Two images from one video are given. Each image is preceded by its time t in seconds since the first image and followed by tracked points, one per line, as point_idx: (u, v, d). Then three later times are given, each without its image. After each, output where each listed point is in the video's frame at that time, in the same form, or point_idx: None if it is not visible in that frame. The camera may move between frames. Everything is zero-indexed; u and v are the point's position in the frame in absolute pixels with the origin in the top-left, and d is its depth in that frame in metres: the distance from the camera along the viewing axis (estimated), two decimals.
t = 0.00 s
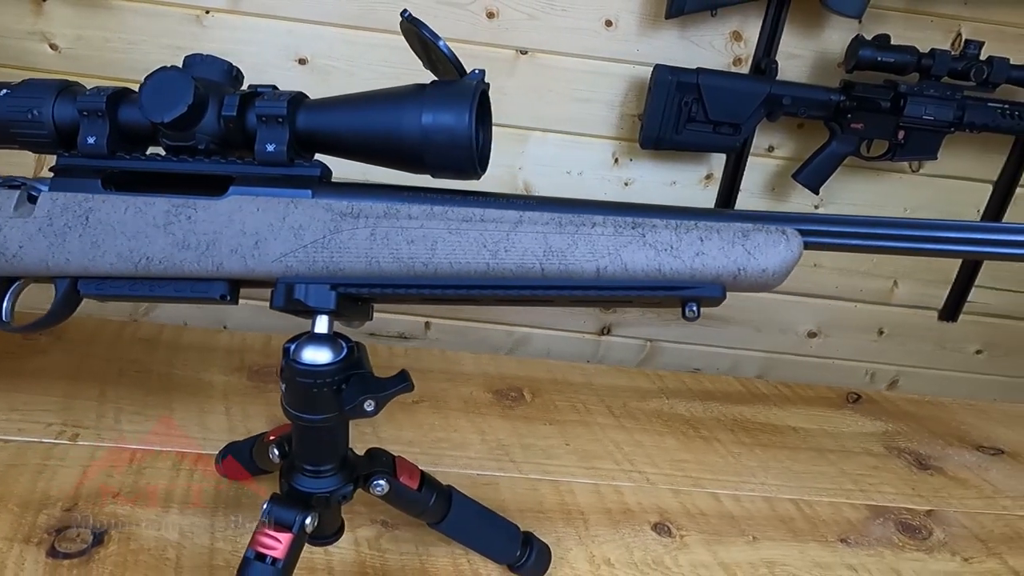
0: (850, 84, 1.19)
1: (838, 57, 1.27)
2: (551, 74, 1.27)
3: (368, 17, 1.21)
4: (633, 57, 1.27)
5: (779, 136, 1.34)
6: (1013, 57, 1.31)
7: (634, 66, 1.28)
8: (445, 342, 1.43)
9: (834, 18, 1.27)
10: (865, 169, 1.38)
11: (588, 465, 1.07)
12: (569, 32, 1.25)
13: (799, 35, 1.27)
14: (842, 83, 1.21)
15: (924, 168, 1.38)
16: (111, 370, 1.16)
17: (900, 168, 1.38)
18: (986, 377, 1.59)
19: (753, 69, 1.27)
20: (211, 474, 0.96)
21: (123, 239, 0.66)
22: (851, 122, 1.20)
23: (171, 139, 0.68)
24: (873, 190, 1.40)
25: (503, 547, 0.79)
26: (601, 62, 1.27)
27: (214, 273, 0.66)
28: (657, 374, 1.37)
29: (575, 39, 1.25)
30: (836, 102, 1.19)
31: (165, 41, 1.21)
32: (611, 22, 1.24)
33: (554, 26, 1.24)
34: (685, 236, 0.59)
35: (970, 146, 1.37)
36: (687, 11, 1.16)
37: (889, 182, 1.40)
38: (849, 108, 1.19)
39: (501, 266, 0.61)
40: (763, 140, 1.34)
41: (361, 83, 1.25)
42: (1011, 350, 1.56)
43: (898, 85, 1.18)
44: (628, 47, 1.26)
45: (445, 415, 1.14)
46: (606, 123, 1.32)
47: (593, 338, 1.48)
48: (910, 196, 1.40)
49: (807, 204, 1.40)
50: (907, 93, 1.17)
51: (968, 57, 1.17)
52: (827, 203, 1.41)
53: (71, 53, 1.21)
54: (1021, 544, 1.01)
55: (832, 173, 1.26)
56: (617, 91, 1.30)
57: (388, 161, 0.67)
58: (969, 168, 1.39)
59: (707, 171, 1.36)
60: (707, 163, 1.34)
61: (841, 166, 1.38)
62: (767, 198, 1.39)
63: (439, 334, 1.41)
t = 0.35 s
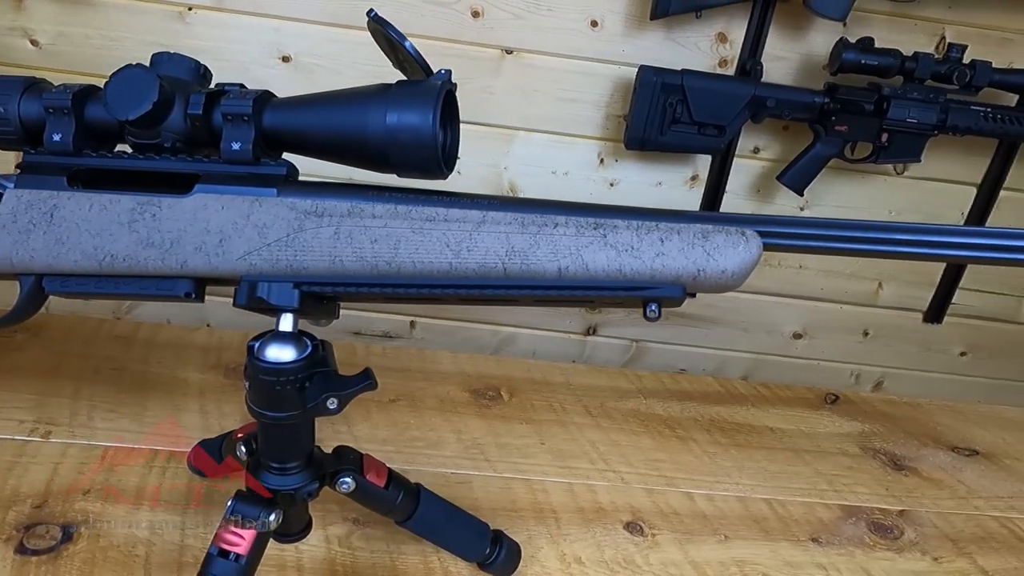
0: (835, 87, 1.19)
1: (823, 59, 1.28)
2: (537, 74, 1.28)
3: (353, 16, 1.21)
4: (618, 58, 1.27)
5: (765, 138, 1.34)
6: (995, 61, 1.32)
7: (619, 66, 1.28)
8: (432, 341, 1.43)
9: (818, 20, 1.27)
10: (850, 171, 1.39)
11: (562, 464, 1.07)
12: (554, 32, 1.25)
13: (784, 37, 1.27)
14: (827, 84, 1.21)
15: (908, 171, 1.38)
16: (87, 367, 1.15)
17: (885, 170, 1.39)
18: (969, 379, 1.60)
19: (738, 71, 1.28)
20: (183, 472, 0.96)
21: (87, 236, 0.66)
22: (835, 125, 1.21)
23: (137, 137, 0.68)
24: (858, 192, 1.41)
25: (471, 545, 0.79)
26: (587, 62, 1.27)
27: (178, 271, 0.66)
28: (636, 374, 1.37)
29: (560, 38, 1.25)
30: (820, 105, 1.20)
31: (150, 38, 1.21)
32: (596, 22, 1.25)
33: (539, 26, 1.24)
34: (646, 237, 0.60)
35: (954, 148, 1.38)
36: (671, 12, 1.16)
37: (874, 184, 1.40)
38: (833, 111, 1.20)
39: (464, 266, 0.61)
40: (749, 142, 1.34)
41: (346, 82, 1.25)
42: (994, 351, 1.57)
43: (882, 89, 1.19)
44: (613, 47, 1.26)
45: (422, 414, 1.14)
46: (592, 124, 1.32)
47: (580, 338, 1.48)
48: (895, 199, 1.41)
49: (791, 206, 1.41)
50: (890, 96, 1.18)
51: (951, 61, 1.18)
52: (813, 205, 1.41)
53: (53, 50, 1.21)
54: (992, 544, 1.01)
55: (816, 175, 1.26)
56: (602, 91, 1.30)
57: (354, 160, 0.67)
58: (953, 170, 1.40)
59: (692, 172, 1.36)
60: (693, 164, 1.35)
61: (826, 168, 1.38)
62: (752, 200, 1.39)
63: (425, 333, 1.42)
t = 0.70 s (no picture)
0: (816, 88, 1.20)
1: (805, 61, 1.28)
2: (520, 74, 1.27)
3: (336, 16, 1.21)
4: (602, 59, 1.27)
5: (748, 139, 1.34)
6: (975, 64, 1.32)
7: (602, 67, 1.28)
8: (415, 342, 1.43)
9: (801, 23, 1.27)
10: (832, 173, 1.39)
11: (537, 466, 1.07)
12: (538, 33, 1.25)
13: (766, 39, 1.27)
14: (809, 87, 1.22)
15: (890, 173, 1.39)
16: (59, 368, 1.14)
17: (867, 172, 1.39)
18: (950, 379, 1.61)
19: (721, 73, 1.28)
20: (153, 474, 0.95)
21: (47, 237, 0.65)
22: (817, 126, 1.21)
23: (100, 137, 0.67)
24: (840, 193, 1.41)
25: (441, 548, 0.79)
26: (570, 63, 1.27)
27: (140, 272, 0.65)
28: (615, 375, 1.37)
29: (544, 39, 1.25)
30: (802, 107, 1.20)
31: (130, 36, 1.20)
32: (580, 23, 1.24)
33: (523, 27, 1.24)
34: (609, 240, 0.60)
35: (936, 150, 1.38)
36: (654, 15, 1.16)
37: (855, 186, 1.41)
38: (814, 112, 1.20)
39: (428, 268, 0.61)
40: (732, 143, 1.34)
41: (328, 81, 1.24)
42: (976, 352, 1.57)
43: (863, 91, 1.19)
44: (597, 48, 1.26)
45: (398, 415, 1.14)
46: (575, 124, 1.32)
47: (564, 339, 1.48)
48: (877, 200, 1.42)
49: (774, 207, 1.41)
50: (871, 98, 1.18)
51: (931, 65, 1.18)
52: (797, 206, 1.42)
53: (31, 47, 1.19)
54: (963, 545, 1.02)
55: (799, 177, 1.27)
56: (587, 92, 1.30)
57: (319, 161, 0.67)
58: (934, 172, 1.40)
59: (676, 173, 1.36)
60: (676, 165, 1.35)
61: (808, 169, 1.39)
62: (735, 202, 1.39)
63: (409, 332, 1.42)
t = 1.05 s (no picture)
0: (797, 92, 1.20)
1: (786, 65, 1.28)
2: (502, 76, 1.27)
3: (318, 17, 1.20)
4: (585, 61, 1.27)
5: (731, 142, 1.34)
6: (954, 69, 1.33)
7: (585, 69, 1.27)
8: (397, 344, 1.42)
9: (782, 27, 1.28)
10: (814, 176, 1.40)
11: (513, 471, 1.07)
12: (521, 34, 1.24)
13: (747, 43, 1.28)
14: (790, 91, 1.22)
15: (871, 176, 1.40)
16: (30, 373, 1.12)
17: (848, 175, 1.40)
18: (931, 381, 1.61)
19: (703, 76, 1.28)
20: (122, 481, 0.94)
21: (4, 243, 0.64)
22: (798, 130, 1.22)
23: (59, 141, 0.65)
24: (822, 197, 1.41)
25: (412, 558, 0.78)
26: (554, 65, 1.27)
27: (100, 279, 0.64)
28: (595, 379, 1.37)
29: (527, 41, 1.25)
30: (784, 110, 1.20)
31: (108, 36, 1.18)
32: (563, 25, 1.24)
33: (506, 28, 1.24)
34: (574, 248, 0.61)
35: (916, 154, 1.39)
36: (635, 18, 1.15)
37: (836, 189, 1.41)
38: (796, 116, 1.21)
39: (391, 276, 0.61)
40: (715, 146, 1.34)
41: (310, 82, 1.23)
42: (956, 355, 1.58)
43: (844, 95, 1.20)
44: (579, 51, 1.26)
45: (374, 420, 1.13)
46: (559, 126, 1.31)
47: (548, 341, 1.48)
48: (858, 203, 1.42)
49: (757, 210, 1.41)
50: (852, 102, 1.19)
51: (910, 69, 1.20)
52: (779, 209, 1.42)
53: (7, 45, 1.18)
54: (937, 549, 1.02)
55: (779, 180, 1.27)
56: (570, 94, 1.29)
57: (282, 165, 0.66)
58: (915, 175, 1.41)
59: (659, 176, 1.36)
60: (659, 168, 1.35)
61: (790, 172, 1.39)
62: (717, 205, 1.40)
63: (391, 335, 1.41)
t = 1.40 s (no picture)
0: (778, 95, 1.20)
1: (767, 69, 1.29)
2: (483, 78, 1.26)
3: (296, 17, 1.19)
4: (566, 64, 1.26)
5: (712, 145, 1.35)
6: (931, 73, 1.34)
7: (567, 72, 1.27)
8: (378, 348, 1.41)
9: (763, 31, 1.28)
10: (794, 179, 1.40)
11: (490, 476, 1.06)
12: (502, 37, 1.24)
13: (728, 47, 1.28)
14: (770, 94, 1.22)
15: (850, 180, 1.40)
16: None
17: (828, 178, 1.41)
18: (912, 383, 1.62)
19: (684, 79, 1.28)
20: (90, 490, 0.92)
21: None
22: (778, 134, 1.22)
23: (18, 144, 0.63)
24: (803, 200, 1.42)
25: (383, 566, 0.77)
26: (535, 67, 1.26)
27: (60, 286, 0.63)
28: (573, 383, 1.37)
29: (508, 43, 1.24)
30: (764, 114, 1.20)
31: (83, 36, 1.16)
32: (544, 28, 1.23)
33: (486, 30, 1.23)
34: (542, 253, 0.60)
35: (895, 157, 1.40)
36: (616, 20, 1.15)
37: (816, 192, 1.42)
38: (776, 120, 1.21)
39: (357, 282, 0.60)
40: (696, 149, 1.34)
41: (288, 83, 1.22)
42: (935, 357, 1.60)
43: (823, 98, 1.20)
44: (560, 53, 1.25)
45: (349, 426, 1.12)
46: (541, 129, 1.31)
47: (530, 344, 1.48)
48: (839, 206, 1.43)
49: (739, 213, 1.42)
50: (831, 106, 1.19)
51: (888, 72, 1.20)
52: (761, 212, 1.42)
53: None
54: (911, 551, 1.03)
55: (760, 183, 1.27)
56: (552, 97, 1.29)
57: (247, 169, 0.65)
58: (894, 179, 1.42)
59: (641, 179, 1.36)
60: (641, 171, 1.35)
61: (771, 176, 1.39)
62: (699, 208, 1.40)
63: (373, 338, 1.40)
